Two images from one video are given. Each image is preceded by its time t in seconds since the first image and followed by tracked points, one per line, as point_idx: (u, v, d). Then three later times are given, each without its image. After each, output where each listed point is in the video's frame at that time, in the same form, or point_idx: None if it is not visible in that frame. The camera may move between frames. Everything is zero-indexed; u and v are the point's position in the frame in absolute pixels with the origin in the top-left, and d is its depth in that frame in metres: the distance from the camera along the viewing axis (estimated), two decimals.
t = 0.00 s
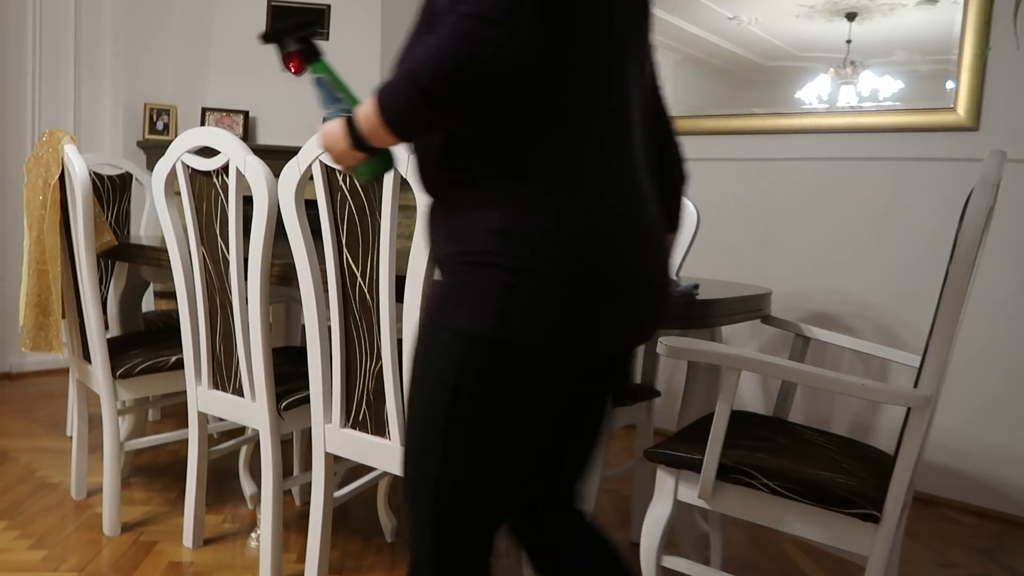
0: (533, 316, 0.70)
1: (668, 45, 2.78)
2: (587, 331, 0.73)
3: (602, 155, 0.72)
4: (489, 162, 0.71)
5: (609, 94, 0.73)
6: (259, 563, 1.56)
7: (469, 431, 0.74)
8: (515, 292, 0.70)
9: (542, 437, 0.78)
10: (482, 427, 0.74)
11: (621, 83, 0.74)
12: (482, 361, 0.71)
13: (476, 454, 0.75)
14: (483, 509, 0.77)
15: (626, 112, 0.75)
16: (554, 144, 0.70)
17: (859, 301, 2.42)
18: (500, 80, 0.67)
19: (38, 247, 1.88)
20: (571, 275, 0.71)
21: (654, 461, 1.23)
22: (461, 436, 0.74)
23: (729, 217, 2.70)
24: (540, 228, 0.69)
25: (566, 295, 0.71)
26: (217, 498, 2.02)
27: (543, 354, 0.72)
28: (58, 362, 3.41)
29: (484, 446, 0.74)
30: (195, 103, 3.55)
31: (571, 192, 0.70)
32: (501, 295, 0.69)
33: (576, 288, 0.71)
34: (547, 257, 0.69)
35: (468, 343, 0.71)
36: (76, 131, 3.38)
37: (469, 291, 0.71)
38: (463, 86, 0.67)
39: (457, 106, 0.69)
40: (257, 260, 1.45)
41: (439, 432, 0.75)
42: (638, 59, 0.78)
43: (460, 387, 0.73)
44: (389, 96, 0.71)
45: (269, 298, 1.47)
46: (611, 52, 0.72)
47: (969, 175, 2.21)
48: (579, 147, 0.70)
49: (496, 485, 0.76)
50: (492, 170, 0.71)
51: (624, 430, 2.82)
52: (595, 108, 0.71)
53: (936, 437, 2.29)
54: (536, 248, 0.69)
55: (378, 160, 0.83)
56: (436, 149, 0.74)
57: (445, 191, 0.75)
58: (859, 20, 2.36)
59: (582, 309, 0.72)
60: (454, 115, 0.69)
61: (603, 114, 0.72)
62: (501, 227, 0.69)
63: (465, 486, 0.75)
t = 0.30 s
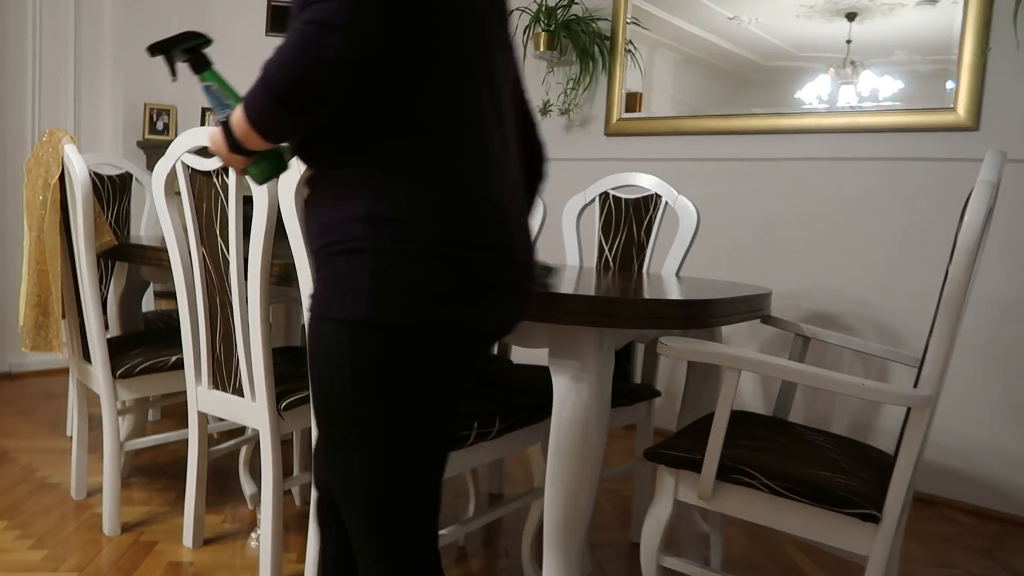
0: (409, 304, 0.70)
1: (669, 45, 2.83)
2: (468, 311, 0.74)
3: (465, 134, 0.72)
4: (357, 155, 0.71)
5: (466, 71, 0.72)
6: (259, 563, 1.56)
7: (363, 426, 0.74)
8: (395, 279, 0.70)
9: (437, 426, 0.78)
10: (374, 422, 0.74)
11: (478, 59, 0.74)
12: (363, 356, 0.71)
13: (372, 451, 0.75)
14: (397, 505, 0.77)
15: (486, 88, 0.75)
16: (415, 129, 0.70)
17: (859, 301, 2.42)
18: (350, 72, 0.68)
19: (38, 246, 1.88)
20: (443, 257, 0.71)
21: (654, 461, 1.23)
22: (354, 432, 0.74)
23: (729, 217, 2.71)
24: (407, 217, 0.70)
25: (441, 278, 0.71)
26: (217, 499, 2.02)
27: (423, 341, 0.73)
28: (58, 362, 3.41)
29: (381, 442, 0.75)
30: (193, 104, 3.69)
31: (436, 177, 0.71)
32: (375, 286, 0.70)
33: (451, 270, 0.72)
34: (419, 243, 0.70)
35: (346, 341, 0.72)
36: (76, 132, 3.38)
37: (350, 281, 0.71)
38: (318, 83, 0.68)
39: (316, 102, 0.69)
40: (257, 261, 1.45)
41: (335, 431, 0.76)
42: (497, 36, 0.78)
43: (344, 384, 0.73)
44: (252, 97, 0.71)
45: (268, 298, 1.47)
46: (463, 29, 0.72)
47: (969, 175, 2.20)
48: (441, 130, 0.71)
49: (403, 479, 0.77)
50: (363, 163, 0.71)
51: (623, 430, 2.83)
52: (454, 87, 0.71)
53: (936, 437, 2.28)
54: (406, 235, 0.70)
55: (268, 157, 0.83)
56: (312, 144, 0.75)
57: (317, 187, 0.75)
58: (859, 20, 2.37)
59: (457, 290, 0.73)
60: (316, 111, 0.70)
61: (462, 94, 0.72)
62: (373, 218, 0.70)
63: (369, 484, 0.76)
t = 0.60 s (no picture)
0: (326, 274, 0.77)
1: (669, 45, 2.83)
2: (373, 281, 0.81)
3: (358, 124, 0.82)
4: (266, 150, 0.79)
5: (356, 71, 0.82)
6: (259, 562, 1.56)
7: (290, 399, 0.78)
8: (309, 250, 0.76)
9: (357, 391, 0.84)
10: (300, 393, 0.78)
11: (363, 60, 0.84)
12: (282, 326, 0.76)
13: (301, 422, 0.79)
14: (327, 470, 0.82)
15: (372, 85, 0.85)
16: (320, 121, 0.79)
17: (859, 301, 2.42)
18: (256, 73, 0.75)
19: (38, 247, 1.88)
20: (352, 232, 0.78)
21: (654, 461, 1.23)
22: (278, 400, 0.78)
23: (729, 217, 2.71)
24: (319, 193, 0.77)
25: (350, 249, 0.78)
26: (217, 499, 2.02)
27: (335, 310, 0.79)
28: (58, 362, 3.41)
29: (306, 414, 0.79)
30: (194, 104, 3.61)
31: (339, 161, 0.78)
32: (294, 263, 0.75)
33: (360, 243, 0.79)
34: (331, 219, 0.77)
35: (267, 315, 0.76)
36: (76, 132, 3.38)
37: (266, 257, 0.76)
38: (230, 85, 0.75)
39: (227, 101, 0.76)
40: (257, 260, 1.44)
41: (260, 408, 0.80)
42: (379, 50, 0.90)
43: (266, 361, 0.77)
44: (165, 106, 0.79)
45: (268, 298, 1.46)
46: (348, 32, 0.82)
47: (968, 175, 2.20)
48: (337, 120, 0.80)
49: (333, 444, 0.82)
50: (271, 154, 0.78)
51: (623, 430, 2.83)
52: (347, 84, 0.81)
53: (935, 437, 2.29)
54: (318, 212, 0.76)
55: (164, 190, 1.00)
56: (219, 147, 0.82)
57: (228, 183, 0.82)
58: (859, 20, 2.36)
59: (367, 260, 0.80)
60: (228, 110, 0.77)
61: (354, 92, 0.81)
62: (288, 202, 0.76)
63: (300, 451, 0.80)
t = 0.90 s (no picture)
0: (263, 242, 0.76)
1: (669, 45, 2.83)
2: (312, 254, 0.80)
3: (300, 104, 0.82)
4: (201, 131, 0.79)
5: (292, 59, 0.84)
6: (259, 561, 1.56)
7: (225, 371, 0.76)
8: (241, 219, 0.75)
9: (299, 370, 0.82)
10: (236, 365, 0.76)
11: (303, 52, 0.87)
12: (217, 296, 0.75)
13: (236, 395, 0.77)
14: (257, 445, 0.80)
15: (314, 76, 0.87)
16: (257, 98, 0.79)
17: (859, 301, 2.42)
18: (186, 62, 0.78)
19: (38, 247, 1.88)
20: (292, 202, 0.78)
21: (654, 461, 1.23)
22: (215, 375, 0.76)
23: (729, 217, 2.71)
24: (252, 165, 0.76)
25: (287, 219, 0.77)
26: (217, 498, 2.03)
27: (276, 282, 0.78)
28: (58, 363, 3.41)
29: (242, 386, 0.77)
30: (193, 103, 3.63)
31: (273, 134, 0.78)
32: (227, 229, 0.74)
33: (301, 214, 0.78)
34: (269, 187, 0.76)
35: (202, 282, 0.75)
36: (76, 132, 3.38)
37: (198, 230, 0.75)
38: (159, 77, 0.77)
39: (160, 90, 0.78)
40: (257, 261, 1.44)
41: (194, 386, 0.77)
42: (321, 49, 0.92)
43: (199, 330, 0.75)
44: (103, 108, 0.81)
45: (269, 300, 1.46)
46: (283, 27, 0.85)
47: (968, 175, 2.20)
48: (272, 100, 0.80)
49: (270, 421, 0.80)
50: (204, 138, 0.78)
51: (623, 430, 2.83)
52: (284, 67, 0.83)
53: (934, 437, 2.29)
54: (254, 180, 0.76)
55: (126, 191, 1.08)
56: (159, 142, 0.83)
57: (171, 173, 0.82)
58: (859, 20, 2.36)
59: (309, 232, 0.79)
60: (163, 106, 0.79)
61: (293, 74, 0.83)
62: (226, 171, 0.75)
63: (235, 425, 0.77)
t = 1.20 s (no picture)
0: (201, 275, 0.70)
1: (669, 45, 2.83)
2: (252, 278, 0.73)
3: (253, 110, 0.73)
4: (140, 140, 0.74)
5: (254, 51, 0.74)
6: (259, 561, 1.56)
7: (157, 409, 0.72)
8: (168, 247, 0.69)
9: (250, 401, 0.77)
10: (170, 401, 0.72)
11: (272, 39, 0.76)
12: (147, 331, 0.70)
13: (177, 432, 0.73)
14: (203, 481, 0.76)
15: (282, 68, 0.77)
16: (203, 105, 0.72)
17: (858, 301, 2.42)
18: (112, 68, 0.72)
19: (38, 247, 1.88)
20: (234, 229, 0.71)
21: (654, 461, 1.23)
22: (149, 411, 0.72)
23: (728, 217, 2.71)
24: (180, 185, 0.70)
25: (219, 242, 0.70)
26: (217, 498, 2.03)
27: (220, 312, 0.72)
28: (58, 363, 3.41)
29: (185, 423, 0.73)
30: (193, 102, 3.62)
31: (205, 148, 0.71)
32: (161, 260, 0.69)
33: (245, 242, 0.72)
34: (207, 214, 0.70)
35: (136, 312, 0.70)
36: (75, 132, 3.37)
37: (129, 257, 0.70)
38: (97, 80, 0.72)
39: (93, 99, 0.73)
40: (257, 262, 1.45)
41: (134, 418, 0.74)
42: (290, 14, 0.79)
43: (133, 365, 0.72)
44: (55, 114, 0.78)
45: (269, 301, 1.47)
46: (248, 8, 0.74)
47: (968, 175, 2.20)
48: (207, 103, 0.72)
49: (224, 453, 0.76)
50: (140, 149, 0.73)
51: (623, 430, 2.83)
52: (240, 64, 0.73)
53: (935, 437, 2.29)
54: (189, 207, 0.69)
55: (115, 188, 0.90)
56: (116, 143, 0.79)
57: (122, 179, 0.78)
58: (859, 20, 2.36)
59: (247, 253, 0.72)
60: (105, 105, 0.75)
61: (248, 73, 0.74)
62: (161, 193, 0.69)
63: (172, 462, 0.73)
